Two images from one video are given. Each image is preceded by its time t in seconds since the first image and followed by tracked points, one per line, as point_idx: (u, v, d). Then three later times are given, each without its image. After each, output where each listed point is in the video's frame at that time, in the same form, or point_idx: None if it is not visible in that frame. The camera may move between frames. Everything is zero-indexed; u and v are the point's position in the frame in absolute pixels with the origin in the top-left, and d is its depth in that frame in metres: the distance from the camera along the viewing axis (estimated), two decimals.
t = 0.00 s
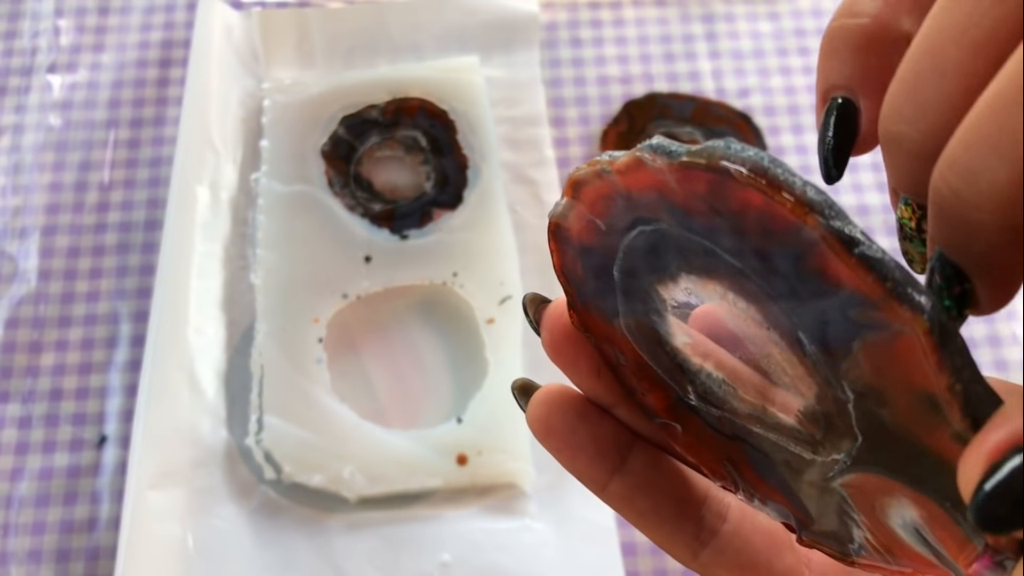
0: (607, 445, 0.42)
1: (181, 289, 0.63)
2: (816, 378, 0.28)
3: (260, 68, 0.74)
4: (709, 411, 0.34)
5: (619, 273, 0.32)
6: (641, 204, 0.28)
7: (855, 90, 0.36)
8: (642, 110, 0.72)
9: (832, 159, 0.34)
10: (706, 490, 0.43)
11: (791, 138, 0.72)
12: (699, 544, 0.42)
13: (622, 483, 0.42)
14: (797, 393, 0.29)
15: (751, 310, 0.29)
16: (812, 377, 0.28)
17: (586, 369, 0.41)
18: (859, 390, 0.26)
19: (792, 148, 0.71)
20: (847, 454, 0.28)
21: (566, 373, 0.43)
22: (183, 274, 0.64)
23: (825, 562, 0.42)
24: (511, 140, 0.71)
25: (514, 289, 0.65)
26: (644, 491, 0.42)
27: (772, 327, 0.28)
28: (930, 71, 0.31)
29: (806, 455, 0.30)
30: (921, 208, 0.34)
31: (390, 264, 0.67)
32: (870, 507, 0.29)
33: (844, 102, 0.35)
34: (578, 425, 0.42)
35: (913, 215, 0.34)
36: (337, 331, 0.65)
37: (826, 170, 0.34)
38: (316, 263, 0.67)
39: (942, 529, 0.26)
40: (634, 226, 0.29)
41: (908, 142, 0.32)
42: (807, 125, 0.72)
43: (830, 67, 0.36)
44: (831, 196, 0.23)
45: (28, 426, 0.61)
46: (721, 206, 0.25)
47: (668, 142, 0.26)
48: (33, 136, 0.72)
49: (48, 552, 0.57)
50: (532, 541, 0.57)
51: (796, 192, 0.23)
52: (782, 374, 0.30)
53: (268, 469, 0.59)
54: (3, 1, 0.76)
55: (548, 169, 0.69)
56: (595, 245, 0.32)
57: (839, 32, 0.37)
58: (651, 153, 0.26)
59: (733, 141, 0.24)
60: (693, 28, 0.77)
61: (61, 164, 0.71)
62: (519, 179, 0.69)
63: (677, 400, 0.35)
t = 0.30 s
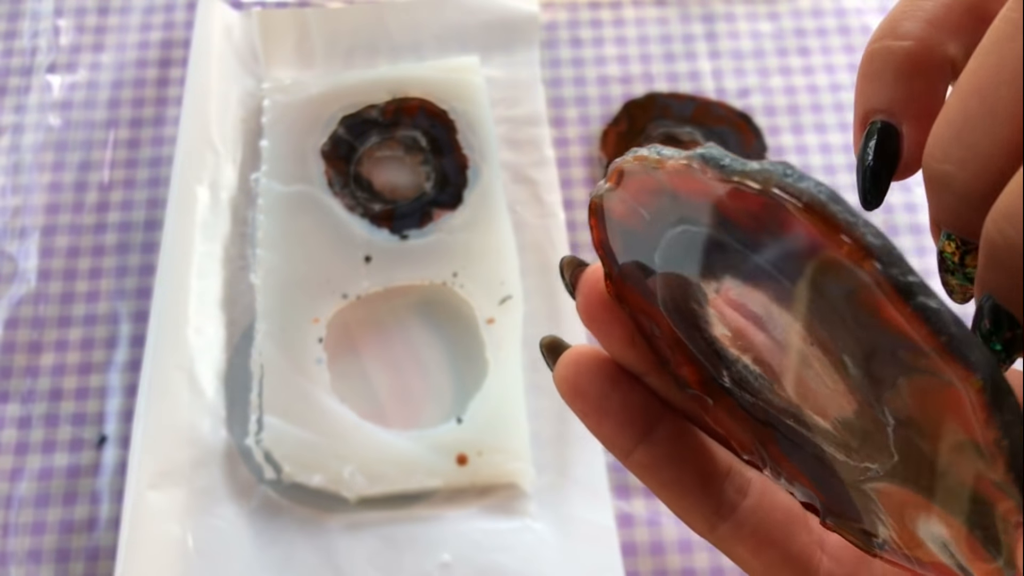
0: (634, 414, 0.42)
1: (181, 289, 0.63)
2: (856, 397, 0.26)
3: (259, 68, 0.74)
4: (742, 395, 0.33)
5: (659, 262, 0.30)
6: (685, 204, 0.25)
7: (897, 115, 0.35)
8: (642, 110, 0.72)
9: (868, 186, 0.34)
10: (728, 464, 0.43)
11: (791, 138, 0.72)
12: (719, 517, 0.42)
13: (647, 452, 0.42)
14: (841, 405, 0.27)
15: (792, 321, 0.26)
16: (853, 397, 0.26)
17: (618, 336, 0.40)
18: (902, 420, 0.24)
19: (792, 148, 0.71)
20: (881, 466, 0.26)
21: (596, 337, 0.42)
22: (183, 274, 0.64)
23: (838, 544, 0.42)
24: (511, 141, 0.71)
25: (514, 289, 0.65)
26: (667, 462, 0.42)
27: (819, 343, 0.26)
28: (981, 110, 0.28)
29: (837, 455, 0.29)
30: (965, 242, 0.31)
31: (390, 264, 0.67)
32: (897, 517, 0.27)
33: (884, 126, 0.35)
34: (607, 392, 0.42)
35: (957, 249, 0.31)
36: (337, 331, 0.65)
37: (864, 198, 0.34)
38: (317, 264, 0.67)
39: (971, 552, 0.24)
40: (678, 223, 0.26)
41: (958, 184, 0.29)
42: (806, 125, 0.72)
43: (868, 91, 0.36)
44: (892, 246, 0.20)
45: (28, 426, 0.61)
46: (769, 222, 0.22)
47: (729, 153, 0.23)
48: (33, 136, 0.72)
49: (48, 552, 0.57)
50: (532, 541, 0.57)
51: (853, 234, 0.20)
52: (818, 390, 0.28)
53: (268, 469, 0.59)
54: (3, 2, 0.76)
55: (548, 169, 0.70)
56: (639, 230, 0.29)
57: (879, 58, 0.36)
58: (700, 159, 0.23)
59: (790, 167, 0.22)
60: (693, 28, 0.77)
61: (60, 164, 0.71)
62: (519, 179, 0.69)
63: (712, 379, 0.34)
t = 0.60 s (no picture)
0: (646, 397, 0.41)
1: (181, 289, 0.63)
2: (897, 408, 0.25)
3: (259, 68, 0.74)
4: (762, 388, 0.32)
5: (701, 251, 0.30)
6: (749, 200, 0.25)
7: (908, 35, 0.33)
8: (642, 110, 0.72)
9: (875, 115, 0.34)
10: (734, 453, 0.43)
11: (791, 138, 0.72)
12: (721, 506, 0.42)
13: (655, 437, 0.41)
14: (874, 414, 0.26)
15: (841, 326, 0.26)
16: (894, 408, 0.25)
17: (635, 319, 0.39)
18: (947, 438, 0.23)
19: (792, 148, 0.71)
20: (909, 477, 0.26)
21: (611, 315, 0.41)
22: (184, 274, 0.64)
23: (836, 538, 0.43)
24: (511, 141, 0.71)
25: (514, 289, 0.65)
26: (675, 448, 0.41)
27: (864, 351, 0.25)
28: (1001, 33, 0.27)
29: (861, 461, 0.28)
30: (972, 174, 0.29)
31: (390, 264, 0.67)
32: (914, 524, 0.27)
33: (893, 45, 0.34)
34: (620, 373, 0.41)
35: (962, 184, 0.29)
36: (337, 331, 0.65)
37: (872, 123, 0.34)
38: (318, 263, 0.67)
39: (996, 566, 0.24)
40: (737, 217, 0.26)
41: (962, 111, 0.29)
42: (806, 125, 0.72)
43: (879, 8, 0.34)
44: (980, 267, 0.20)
45: (28, 426, 0.61)
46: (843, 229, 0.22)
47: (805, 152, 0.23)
48: (33, 136, 0.72)
49: (48, 551, 0.57)
50: (532, 541, 0.57)
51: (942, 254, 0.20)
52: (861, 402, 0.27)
53: (268, 469, 0.59)
54: (3, 1, 0.76)
55: (548, 169, 0.70)
56: (686, 218, 0.29)
57: None
58: (777, 158, 0.23)
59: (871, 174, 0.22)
60: (693, 28, 0.77)
61: (61, 164, 0.71)
62: (519, 179, 0.70)
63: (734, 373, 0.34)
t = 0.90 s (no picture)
0: (659, 373, 0.40)
1: (181, 290, 0.63)
2: (937, 408, 0.25)
3: (260, 68, 0.74)
4: (784, 373, 0.32)
5: (737, 229, 0.29)
6: (809, 180, 0.25)
7: None
8: (642, 110, 0.72)
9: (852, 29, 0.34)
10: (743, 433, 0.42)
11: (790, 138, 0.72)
12: (728, 486, 0.42)
13: (665, 413, 0.41)
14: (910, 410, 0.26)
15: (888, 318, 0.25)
16: (932, 409, 0.25)
17: (654, 292, 0.38)
18: (987, 441, 0.23)
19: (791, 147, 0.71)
20: (936, 475, 0.26)
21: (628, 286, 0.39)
22: (184, 274, 0.64)
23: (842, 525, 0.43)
24: (511, 141, 0.71)
25: (514, 289, 0.65)
26: (682, 425, 0.41)
27: (909, 347, 0.25)
28: None
29: (882, 453, 0.29)
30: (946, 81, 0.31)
31: (390, 264, 0.67)
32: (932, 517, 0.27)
33: None
34: (633, 346, 0.40)
35: (936, 91, 0.31)
36: (337, 331, 0.65)
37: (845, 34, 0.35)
38: (319, 263, 0.67)
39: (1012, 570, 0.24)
40: (791, 198, 0.27)
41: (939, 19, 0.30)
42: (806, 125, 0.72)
43: None
44: None
45: (28, 426, 0.61)
46: (913, 221, 0.23)
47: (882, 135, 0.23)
48: (33, 136, 0.72)
49: (49, 551, 0.57)
50: (531, 540, 0.57)
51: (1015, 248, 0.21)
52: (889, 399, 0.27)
53: (268, 469, 0.59)
54: (4, 1, 0.76)
55: (548, 169, 0.70)
56: (729, 195, 0.29)
57: None
58: (852, 141, 0.23)
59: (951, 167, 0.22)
60: (693, 28, 0.77)
61: (61, 164, 0.71)
62: (519, 179, 0.70)
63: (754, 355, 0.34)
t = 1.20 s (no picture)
0: (636, 375, 0.40)
1: (181, 290, 0.63)
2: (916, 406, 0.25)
3: (260, 68, 0.74)
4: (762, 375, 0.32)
5: (716, 226, 0.29)
6: (791, 176, 0.25)
7: None
8: (642, 110, 0.72)
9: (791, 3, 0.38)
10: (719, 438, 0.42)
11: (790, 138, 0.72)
12: (703, 490, 0.42)
13: (641, 417, 0.41)
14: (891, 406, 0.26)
15: (872, 316, 0.26)
16: (915, 407, 0.25)
17: (630, 294, 0.38)
18: (970, 436, 0.23)
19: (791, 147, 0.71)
20: (918, 472, 0.26)
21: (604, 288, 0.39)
22: (184, 274, 0.64)
23: (817, 531, 0.43)
24: (511, 141, 0.71)
25: (514, 289, 0.65)
26: (659, 429, 0.41)
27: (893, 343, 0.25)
28: None
29: (863, 452, 0.29)
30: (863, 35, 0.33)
31: (390, 264, 0.67)
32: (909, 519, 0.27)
33: None
34: (609, 347, 0.40)
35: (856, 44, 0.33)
36: (337, 330, 0.65)
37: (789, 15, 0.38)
38: (318, 262, 0.67)
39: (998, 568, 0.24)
40: (768, 194, 0.27)
41: None
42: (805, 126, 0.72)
43: None
44: None
45: (29, 426, 0.61)
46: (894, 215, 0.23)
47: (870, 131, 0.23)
48: (34, 136, 0.72)
49: (49, 551, 0.57)
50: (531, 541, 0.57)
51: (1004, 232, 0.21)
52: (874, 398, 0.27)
53: (268, 469, 0.60)
54: (4, 2, 0.76)
55: (548, 169, 0.70)
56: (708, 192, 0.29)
57: None
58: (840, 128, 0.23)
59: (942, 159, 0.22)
60: (693, 28, 0.77)
61: (61, 164, 0.71)
62: (519, 179, 0.70)
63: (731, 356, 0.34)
